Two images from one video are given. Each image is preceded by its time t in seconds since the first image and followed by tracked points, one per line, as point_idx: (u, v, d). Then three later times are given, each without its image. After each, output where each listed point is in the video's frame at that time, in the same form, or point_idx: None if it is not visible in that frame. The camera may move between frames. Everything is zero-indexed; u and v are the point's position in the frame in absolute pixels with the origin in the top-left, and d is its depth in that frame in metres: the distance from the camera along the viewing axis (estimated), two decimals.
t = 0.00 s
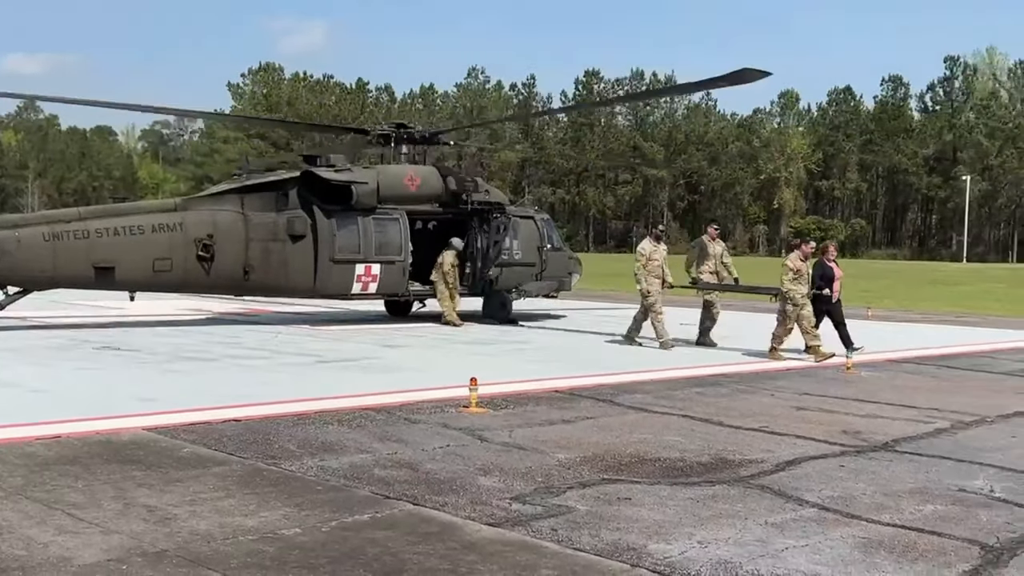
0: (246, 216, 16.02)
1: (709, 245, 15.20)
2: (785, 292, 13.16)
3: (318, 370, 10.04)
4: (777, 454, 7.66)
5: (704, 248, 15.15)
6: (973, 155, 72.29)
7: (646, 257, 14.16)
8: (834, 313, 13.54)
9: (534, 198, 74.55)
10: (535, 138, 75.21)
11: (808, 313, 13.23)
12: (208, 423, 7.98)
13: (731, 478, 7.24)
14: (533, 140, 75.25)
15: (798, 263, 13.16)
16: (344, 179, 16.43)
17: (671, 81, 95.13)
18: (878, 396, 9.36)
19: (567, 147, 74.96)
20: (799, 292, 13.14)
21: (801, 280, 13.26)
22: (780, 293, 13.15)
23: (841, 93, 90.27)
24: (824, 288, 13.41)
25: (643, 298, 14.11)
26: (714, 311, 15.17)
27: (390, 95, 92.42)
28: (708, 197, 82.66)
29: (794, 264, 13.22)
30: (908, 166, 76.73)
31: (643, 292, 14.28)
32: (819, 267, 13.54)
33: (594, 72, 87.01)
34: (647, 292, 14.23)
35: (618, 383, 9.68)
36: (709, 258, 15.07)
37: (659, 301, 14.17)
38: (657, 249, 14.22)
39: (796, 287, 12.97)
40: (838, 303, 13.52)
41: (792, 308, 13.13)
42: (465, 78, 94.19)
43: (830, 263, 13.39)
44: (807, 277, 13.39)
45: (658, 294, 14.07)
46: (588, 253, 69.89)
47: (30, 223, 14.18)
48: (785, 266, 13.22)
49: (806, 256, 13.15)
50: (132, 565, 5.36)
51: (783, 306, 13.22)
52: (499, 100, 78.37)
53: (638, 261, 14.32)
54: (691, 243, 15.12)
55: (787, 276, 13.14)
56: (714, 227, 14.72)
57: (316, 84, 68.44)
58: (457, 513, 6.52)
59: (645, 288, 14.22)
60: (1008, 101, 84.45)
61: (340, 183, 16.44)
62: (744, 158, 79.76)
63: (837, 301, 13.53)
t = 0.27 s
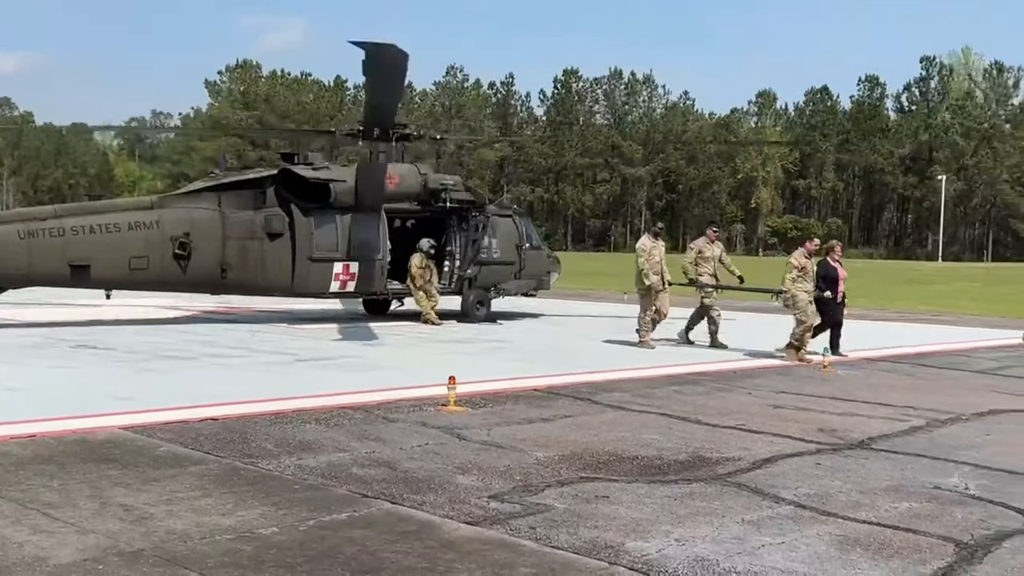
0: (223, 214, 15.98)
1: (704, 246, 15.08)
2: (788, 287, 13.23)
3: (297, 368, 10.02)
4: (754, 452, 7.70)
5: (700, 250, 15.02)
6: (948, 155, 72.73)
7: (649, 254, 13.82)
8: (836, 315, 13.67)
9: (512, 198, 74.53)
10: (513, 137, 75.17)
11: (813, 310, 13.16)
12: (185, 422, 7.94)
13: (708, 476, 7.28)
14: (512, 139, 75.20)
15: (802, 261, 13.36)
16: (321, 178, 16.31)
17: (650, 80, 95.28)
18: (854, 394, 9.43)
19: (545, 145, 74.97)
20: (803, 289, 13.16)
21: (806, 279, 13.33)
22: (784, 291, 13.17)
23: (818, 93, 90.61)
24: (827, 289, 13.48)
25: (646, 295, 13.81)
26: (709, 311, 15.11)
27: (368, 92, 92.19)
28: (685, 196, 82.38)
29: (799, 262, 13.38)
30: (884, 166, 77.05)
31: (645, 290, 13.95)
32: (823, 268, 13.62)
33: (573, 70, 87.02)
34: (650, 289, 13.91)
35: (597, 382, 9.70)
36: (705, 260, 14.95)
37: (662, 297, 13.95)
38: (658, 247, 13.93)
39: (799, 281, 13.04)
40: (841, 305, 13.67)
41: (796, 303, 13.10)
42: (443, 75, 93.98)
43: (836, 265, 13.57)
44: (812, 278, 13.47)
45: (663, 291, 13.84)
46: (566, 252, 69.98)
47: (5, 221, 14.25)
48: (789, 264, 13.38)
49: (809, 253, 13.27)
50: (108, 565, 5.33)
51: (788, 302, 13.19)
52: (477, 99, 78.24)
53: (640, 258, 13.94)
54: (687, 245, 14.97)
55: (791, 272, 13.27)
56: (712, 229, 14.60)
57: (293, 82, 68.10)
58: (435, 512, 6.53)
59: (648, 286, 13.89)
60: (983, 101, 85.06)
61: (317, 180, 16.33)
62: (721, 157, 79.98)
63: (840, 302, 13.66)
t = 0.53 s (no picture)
0: (197, 211, 15.86)
1: (700, 245, 15.18)
2: (790, 293, 13.02)
3: (271, 367, 9.99)
4: (729, 450, 7.74)
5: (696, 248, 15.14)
6: (921, 155, 73.37)
7: (648, 254, 13.89)
8: (833, 313, 13.67)
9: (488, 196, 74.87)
10: (489, 136, 75.43)
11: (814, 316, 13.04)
12: (157, 421, 7.89)
13: (683, 473, 7.31)
14: (488, 137, 75.52)
15: (802, 264, 13.12)
16: (296, 176, 16.28)
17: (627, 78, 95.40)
18: (828, 392, 9.49)
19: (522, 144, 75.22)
20: (804, 294, 12.97)
21: (806, 282, 13.15)
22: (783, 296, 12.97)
23: (793, 92, 91.25)
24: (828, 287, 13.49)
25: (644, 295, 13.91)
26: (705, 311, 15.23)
27: (345, 90, 91.78)
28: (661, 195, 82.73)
29: (799, 266, 13.15)
30: (858, 166, 77.55)
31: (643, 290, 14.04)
32: (820, 267, 13.59)
33: (550, 69, 86.96)
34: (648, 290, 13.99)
35: (571, 379, 9.73)
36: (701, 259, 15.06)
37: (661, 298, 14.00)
38: (657, 247, 13.99)
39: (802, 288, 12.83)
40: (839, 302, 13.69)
41: (799, 310, 12.93)
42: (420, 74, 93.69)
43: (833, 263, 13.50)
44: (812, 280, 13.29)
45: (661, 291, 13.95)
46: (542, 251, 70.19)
47: None
48: (790, 268, 13.15)
49: (809, 256, 13.09)
50: (80, 564, 5.30)
51: (790, 309, 13.02)
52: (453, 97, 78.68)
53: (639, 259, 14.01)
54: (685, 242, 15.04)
55: (792, 277, 13.06)
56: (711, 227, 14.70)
57: (268, 80, 67.98)
58: (411, 510, 6.52)
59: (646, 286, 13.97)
60: (955, 101, 85.74)
61: (292, 178, 16.26)
62: (697, 156, 80.39)
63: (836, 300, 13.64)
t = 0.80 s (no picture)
0: (166, 209, 15.83)
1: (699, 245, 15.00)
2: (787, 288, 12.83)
3: (242, 365, 9.95)
4: (698, 447, 7.78)
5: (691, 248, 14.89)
6: (890, 155, 74.18)
7: (639, 250, 13.89)
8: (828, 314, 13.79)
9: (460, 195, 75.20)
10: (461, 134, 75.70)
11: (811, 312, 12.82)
12: (125, 420, 7.84)
13: (653, 470, 7.35)
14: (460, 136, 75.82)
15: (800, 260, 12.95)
16: (267, 173, 16.21)
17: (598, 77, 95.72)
18: (797, 389, 9.57)
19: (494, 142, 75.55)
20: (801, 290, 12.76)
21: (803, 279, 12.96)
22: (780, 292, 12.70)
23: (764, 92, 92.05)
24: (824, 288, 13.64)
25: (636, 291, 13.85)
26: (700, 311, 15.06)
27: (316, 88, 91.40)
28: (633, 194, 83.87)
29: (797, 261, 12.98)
30: (826, 165, 78.41)
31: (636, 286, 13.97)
32: (818, 265, 13.98)
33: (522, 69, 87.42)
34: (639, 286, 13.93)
35: (543, 378, 9.75)
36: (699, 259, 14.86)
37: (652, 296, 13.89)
38: (650, 245, 13.98)
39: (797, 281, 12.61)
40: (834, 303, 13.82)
41: (794, 305, 12.70)
42: (392, 71, 93.48)
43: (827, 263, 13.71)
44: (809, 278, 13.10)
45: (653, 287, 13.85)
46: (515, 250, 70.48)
47: None
48: (787, 263, 12.97)
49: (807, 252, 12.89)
50: (46, 564, 5.25)
51: (785, 304, 12.79)
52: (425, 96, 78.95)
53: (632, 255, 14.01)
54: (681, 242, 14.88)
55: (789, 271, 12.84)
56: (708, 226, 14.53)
57: (238, 78, 67.90)
58: (381, 509, 6.51)
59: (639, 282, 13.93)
60: (922, 102, 87.02)
61: (262, 176, 16.18)
62: (668, 155, 80.96)
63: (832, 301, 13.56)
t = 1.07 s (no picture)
0: (131, 206, 15.71)
1: (686, 241, 14.88)
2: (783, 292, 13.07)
3: (209, 364, 9.89)
4: (665, 444, 7.82)
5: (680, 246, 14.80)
6: (855, 153, 75.06)
7: (628, 253, 13.60)
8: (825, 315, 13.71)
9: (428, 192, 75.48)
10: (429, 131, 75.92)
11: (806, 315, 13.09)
12: (89, 419, 7.77)
13: (620, 468, 7.38)
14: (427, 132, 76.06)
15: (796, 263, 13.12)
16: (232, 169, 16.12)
17: (565, 76, 95.76)
18: (763, 386, 9.65)
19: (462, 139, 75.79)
20: (796, 293, 12.99)
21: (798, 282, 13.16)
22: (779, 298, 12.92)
23: (730, 91, 92.92)
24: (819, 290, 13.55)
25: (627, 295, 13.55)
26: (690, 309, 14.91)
27: (282, 86, 90.77)
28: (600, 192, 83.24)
29: (792, 264, 13.17)
30: (793, 164, 78.96)
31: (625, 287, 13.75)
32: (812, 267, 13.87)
33: (490, 67, 87.83)
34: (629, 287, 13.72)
35: (511, 376, 9.77)
36: (688, 255, 14.78)
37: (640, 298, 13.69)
38: (640, 244, 13.67)
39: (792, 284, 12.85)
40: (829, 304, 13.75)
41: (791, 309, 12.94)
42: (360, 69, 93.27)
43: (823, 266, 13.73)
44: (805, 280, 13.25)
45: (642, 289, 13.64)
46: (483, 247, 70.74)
47: None
48: (782, 266, 13.16)
49: (803, 255, 13.06)
50: (6, 566, 5.19)
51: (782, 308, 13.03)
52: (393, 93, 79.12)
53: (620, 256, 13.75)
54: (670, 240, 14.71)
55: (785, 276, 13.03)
56: (695, 223, 14.36)
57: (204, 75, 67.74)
58: (347, 508, 6.49)
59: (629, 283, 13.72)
60: (886, 102, 87.96)
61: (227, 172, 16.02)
62: (636, 153, 81.56)
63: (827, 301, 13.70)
